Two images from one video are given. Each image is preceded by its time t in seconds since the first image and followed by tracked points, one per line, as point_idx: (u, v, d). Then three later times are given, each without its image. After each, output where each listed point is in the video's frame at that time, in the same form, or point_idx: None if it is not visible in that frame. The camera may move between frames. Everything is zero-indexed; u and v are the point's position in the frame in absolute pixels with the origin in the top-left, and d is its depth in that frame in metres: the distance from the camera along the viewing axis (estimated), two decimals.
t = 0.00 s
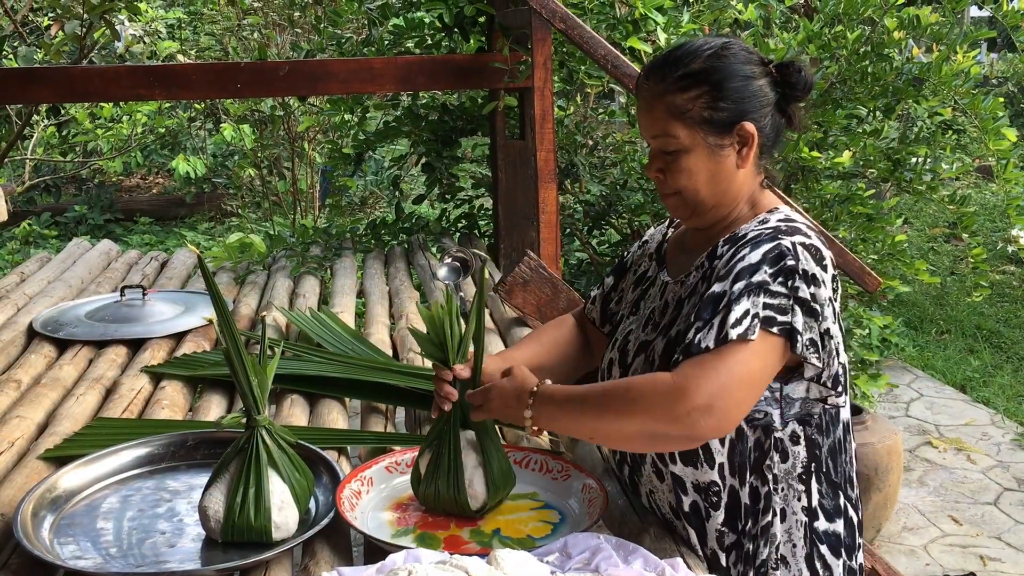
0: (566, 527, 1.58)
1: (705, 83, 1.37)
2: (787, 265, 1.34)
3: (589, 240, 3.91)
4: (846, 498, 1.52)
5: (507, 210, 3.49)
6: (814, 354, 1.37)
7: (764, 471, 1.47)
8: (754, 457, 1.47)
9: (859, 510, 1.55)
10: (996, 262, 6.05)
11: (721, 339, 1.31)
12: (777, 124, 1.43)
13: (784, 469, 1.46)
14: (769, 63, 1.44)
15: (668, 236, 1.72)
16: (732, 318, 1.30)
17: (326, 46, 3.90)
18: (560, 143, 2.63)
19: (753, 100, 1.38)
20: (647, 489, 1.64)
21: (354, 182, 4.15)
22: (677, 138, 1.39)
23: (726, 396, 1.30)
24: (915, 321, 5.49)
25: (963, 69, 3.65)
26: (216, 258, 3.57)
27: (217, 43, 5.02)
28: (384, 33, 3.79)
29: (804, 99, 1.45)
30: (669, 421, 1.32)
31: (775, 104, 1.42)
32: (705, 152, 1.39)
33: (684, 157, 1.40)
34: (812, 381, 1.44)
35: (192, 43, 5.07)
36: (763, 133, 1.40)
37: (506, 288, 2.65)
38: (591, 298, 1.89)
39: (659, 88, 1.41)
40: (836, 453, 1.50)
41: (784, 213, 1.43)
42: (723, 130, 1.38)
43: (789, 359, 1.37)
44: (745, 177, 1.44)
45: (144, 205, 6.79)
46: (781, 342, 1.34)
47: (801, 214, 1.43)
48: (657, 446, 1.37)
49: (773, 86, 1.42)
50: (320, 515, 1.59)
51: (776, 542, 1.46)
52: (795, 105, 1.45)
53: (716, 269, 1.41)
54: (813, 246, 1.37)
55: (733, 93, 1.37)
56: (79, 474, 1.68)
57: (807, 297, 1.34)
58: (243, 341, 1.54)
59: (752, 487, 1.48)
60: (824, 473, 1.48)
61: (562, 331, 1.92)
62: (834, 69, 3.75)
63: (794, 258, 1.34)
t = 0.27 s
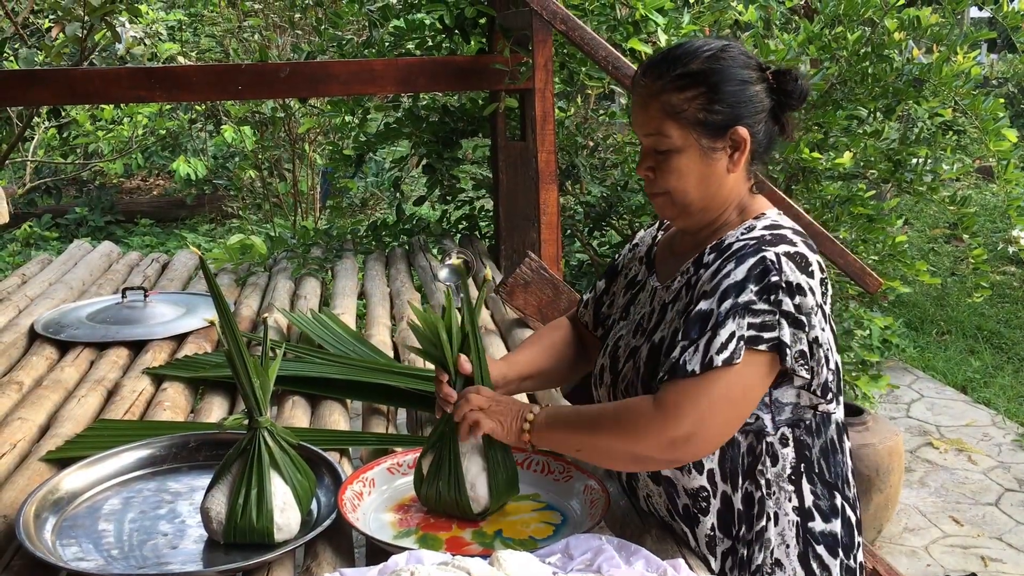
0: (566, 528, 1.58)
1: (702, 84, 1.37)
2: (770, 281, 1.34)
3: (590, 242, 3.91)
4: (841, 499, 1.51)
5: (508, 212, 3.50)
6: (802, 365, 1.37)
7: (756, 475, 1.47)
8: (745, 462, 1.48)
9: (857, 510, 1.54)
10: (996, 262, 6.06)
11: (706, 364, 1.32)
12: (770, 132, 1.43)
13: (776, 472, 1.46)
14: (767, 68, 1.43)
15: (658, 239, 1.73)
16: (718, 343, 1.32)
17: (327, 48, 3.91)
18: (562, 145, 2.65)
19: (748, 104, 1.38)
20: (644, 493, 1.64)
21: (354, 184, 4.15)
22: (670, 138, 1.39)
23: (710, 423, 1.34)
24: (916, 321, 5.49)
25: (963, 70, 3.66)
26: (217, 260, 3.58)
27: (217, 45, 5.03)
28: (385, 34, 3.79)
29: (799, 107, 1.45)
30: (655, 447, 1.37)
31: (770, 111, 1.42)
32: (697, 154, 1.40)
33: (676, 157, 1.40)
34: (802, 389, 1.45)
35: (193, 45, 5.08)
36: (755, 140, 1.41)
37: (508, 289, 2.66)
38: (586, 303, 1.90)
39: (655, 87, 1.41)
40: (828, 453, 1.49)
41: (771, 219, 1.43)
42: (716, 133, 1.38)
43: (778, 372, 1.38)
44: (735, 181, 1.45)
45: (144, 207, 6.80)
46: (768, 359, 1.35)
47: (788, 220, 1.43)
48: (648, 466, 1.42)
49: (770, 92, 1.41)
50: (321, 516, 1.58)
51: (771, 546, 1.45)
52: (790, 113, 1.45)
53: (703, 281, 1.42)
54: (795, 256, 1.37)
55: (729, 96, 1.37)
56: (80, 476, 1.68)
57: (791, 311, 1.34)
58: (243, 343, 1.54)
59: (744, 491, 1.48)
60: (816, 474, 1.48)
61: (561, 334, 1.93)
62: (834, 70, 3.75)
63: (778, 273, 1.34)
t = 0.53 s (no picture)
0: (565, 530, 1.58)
1: (692, 91, 1.36)
2: (747, 290, 1.33)
3: (590, 243, 3.92)
4: (834, 502, 1.51)
5: (508, 214, 3.50)
6: (781, 372, 1.36)
7: (744, 481, 1.47)
8: (731, 468, 1.48)
9: (853, 510, 1.53)
10: (996, 263, 6.06)
11: (685, 378, 1.32)
12: (758, 141, 1.43)
13: (765, 477, 1.46)
14: (758, 76, 1.43)
15: (646, 243, 1.73)
16: (696, 356, 1.31)
17: (326, 50, 3.91)
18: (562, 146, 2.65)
19: (737, 113, 1.38)
20: (640, 496, 1.63)
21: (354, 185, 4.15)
22: (658, 144, 1.39)
23: (690, 436, 1.34)
24: (916, 322, 5.49)
25: (962, 72, 3.66)
26: (217, 262, 3.58)
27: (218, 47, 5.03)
28: (385, 36, 3.80)
29: (788, 116, 1.46)
30: (638, 462, 1.38)
31: (759, 120, 1.42)
32: (685, 160, 1.40)
33: (663, 164, 1.41)
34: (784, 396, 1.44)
35: (193, 46, 5.08)
36: (743, 148, 1.41)
37: (507, 291, 2.66)
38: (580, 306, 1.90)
39: (645, 91, 1.41)
40: (819, 456, 1.49)
41: (752, 225, 1.42)
42: (705, 141, 1.38)
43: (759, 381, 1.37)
44: (721, 189, 1.45)
45: (144, 208, 6.79)
46: (747, 368, 1.34)
47: (771, 226, 1.43)
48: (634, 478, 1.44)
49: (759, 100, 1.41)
50: (320, 519, 1.58)
51: (761, 551, 1.46)
52: (779, 122, 1.46)
53: (684, 290, 1.42)
54: (773, 261, 1.36)
55: (718, 104, 1.37)
56: (78, 479, 1.67)
57: (769, 319, 1.33)
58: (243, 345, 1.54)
59: (733, 497, 1.48)
60: (808, 477, 1.48)
61: (557, 336, 1.94)
62: (834, 72, 3.76)
63: (754, 282, 1.34)
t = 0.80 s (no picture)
0: (566, 531, 1.58)
1: (690, 96, 1.36)
2: (739, 293, 1.33)
3: (590, 244, 3.92)
4: (832, 502, 1.50)
5: (508, 215, 3.50)
6: (774, 376, 1.36)
7: (740, 483, 1.47)
8: (727, 470, 1.48)
9: (852, 510, 1.54)
10: (996, 264, 6.05)
11: (678, 383, 1.32)
12: (754, 146, 1.44)
13: (761, 479, 1.46)
14: (755, 81, 1.44)
15: (640, 243, 1.73)
16: (689, 361, 1.31)
17: (327, 50, 3.91)
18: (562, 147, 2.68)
19: (734, 119, 1.39)
20: (638, 498, 1.63)
21: (355, 186, 4.15)
22: (654, 148, 1.39)
23: (684, 441, 1.34)
24: (916, 323, 5.48)
25: (962, 73, 3.67)
26: (217, 262, 3.59)
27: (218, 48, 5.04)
28: (385, 37, 3.80)
29: (784, 122, 1.46)
30: (631, 466, 1.37)
31: (754, 125, 1.42)
32: (681, 164, 1.40)
33: (659, 168, 1.40)
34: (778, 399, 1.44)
35: (193, 47, 5.08)
36: (739, 153, 1.41)
37: (507, 292, 2.66)
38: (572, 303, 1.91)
39: (643, 95, 1.40)
40: (816, 456, 1.49)
41: (744, 228, 1.42)
42: (702, 146, 1.38)
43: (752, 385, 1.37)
44: (716, 194, 1.45)
45: (145, 209, 6.79)
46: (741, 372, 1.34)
47: (763, 228, 1.43)
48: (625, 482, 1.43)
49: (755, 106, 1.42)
50: (321, 519, 1.58)
51: (758, 552, 1.46)
52: (774, 127, 1.46)
53: (675, 294, 1.42)
54: (764, 264, 1.36)
55: (716, 110, 1.37)
56: (79, 479, 1.67)
57: (761, 322, 1.33)
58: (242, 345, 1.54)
59: (729, 499, 1.48)
60: (805, 477, 1.48)
61: (552, 333, 1.94)
62: (834, 72, 3.76)
63: (746, 285, 1.34)
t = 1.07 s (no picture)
0: (566, 530, 1.58)
1: (703, 97, 1.36)
2: (747, 298, 1.33)
3: (590, 244, 3.92)
4: (830, 503, 1.50)
5: (508, 215, 3.51)
6: (777, 382, 1.36)
7: (740, 486, 1.46)
8: (727, 472, 1.47)
9: (851, 511, 1.54)
10: (996, 264, 6.05)
11: (679, 382, 1.31)
12: (763, 148, 1.43)
13: (761, 481, 1.46)
14: (766, 83, 1.43)
15: (641, 243, 1.73)
16: (693, 362, 1.31)
17: (327, 50, 3.91)
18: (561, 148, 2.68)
19: (746, 121, 1.38)
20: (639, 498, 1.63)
21: (355, 186, 4.15)
22: (665, 149, 1.39)
23: (681, 440, 1.33)
24: (916, 323, 5.48)
25: (963, 72, 3.67)
26: (217, 262, 3.59)
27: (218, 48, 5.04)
28: (385, 37, 3.80)
29: (792, 123, 1.46)
30: (622, 462, 1.36)
31: (764, 127, 1.42)
32: (692, 165, 1.40)
33: (669, 169, 1.40)
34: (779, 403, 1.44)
35: (193, 47, 5.07)
36: (749, 155, 1.41)
37: (508, 292, 2.65)
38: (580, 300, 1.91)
39: (655, 94, 1.40)
40: (815, 458, 1.49)
41: (751, 231, 1.42)
42: (713, 149, 1.38)
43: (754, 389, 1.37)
44: (723, 196, 1.45)
45: (145, 209, 6.79)
46: (743, 375, 1.34)
47: (770, 232, 1.43)
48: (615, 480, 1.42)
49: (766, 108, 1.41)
50: (321, 519, 1.58)
51: (757, 555, 1.46)
52: (783, 128, 1.46)
53: (681, 295, 1.41)
54: (773, 269, 1.36)
55: (728, 112, 1.37)
56: (78, 479, 1.67)
57: (767, 328, 1.33)
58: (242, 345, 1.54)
59: (727, 501, 1.48)
60: (804, 480, 1.48)
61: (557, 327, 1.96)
62: (834, 72, 3.76)
63: (754, 290, 1.33)
